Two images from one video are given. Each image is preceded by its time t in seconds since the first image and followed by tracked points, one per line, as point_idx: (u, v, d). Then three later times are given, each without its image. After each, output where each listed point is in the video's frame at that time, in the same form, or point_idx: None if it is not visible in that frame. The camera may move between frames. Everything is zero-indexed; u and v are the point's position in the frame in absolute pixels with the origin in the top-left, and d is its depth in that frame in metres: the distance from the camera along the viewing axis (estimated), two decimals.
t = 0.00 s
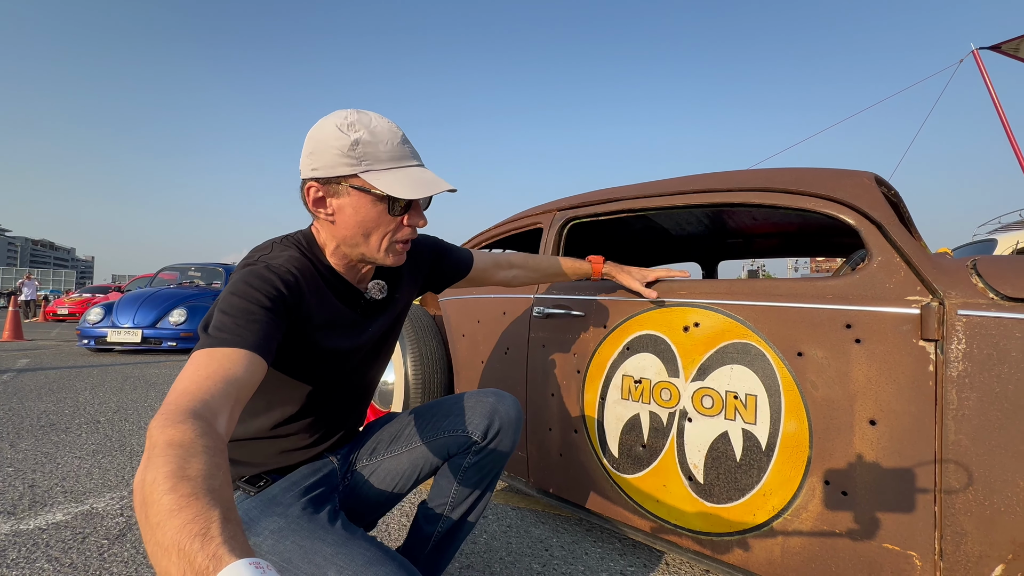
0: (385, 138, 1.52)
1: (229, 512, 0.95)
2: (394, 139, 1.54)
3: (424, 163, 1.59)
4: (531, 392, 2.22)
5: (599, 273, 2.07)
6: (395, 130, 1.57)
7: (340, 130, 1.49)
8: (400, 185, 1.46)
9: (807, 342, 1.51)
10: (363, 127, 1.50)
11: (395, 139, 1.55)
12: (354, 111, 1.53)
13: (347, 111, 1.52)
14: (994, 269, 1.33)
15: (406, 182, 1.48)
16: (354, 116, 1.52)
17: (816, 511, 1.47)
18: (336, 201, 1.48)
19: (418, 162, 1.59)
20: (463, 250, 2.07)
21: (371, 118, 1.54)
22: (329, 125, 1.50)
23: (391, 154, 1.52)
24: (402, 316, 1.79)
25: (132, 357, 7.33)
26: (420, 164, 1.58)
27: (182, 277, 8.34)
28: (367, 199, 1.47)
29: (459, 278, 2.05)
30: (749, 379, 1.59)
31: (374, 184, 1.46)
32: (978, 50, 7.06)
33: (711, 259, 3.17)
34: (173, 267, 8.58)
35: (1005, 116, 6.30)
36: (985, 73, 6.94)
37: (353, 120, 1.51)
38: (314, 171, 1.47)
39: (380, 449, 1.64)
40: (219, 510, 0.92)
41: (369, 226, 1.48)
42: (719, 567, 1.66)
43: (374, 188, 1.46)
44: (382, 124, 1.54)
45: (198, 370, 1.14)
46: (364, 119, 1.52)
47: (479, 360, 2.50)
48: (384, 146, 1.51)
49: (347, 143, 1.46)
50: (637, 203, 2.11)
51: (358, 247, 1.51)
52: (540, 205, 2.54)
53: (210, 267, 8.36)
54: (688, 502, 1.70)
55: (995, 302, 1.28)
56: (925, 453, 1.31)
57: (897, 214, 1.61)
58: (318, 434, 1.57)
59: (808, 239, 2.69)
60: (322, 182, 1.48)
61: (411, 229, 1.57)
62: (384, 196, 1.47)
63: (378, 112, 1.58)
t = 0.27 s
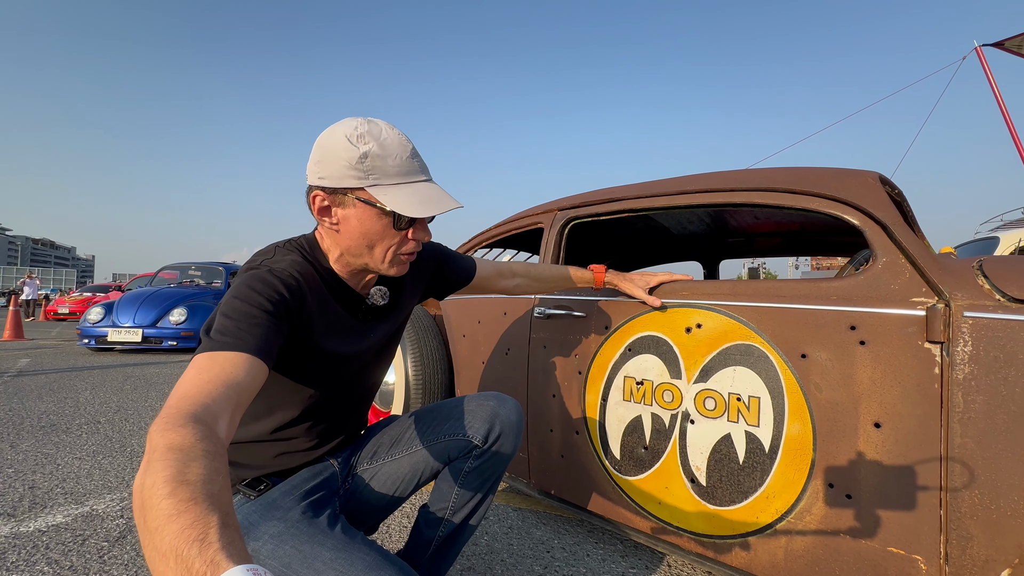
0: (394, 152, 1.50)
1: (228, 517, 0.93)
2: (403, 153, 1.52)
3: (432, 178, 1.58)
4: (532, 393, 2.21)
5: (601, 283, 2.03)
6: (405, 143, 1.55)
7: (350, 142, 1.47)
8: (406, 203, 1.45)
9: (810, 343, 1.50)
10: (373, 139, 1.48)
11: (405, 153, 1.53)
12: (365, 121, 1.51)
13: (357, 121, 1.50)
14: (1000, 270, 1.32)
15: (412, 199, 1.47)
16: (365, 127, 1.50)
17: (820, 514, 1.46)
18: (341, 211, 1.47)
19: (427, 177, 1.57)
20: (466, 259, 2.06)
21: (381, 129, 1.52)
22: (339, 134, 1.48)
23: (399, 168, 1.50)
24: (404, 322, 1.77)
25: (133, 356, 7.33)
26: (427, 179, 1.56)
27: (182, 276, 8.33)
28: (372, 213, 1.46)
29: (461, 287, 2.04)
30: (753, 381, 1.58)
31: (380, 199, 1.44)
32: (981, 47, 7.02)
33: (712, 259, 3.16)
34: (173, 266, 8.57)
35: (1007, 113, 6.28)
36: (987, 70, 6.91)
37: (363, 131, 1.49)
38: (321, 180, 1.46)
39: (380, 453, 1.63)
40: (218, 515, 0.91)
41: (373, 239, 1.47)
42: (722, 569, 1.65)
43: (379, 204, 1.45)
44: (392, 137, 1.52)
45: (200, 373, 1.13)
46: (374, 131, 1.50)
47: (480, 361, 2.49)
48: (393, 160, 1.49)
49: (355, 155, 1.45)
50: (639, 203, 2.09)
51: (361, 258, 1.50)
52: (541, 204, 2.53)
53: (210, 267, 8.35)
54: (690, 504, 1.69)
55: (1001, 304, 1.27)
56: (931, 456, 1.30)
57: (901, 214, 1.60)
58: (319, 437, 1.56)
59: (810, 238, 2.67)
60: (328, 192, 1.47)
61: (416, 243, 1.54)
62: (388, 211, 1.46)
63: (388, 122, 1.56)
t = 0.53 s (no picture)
0: (386, 152, 1.48)
1: (231, 518, 0.93)
2: (395, 152, 1.50)
3: (426, 177, 1.56)
4: (534, 391, 2.20)
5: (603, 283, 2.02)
6: (398, 142, 1.53)
7: (340, 142, 1.46)
8: (398, 203, 1.43)
9: (814, 342, 1.49)
10: (364, 140, 1.47)
11: (397, 152, 1.51)
12: (356, 121, 1.50)
13: (349, 121, 1.49)
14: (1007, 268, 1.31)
15: (404, 199, 1.45)
16: (356, 127, 1.48)
17: (823, 513, 1.45)
18: (336, 212, 1.46)
19: (421, 175, 1.56)
20: (467, 258, 2.06)
21: (373, 129, 1.50)
22: (331, 135, 1.47)
23: (392, 168, 1.48)
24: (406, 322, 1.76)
25: (133, 355, 7.32)
26: (421, 178, 1.54)
27: (182, 274, 8.33)
28: (366, 213, 1.44)
29: (463, 287, 2.03)
30: (756, 379, 1.57)
31: (371, 200, 1.43)
32: (983, 42, 6.99)
33: (713, 256, 3.15)
34: (174, 264, 8.56)
35: (1010, 110, 6.25)
36: (990, 66, 6.89)
37: (354, 131, 1.47)
38: (314, 182, 1.45)
39: (382, 452, 1.63)
40: (221, 516, 0.91)
41: (368, 239, 1.46)
42: (725, 568, 1.64)
43: (371, 205, 1.43)
44: (384, 136, 1.50)
45: (201, 375, 1.12)
46: (366, 131, 1.49)
47: (481, 359, 2.48)
48: (384, 160, 1.48)
49: (346, 156, 1.44)
50: (641, 201, 2.08)
51: (357, 258, 1.50)
52: (542, 202, 2.52)
53: (210, 265, 8.34)
54: (693, 503, 1.68)
55: (1008, 302, 1.26)
56: (936, 455, 1.29)
57: (906, 212, 1.59)
58: (321, 437, 1.56)
59: (812, 235, 2.66)
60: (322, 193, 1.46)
61: (411, 242, 1.53)
62: (381, 212, 1.44)
63: (381, 121, 1.54)
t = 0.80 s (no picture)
0: (383, 150, 1.47)
1: (233, 518, 0.93)
2: (393, 150, 1.49)
3: (425, 175, 1.55)
4: (535, 390, 2.20)
5: (604, 281, 2.01)
6: (397, 140, 1.52)
7: (338, 140, 1.45)
8: (395, 202, 1.43)
9: (817, 341, 1.49)
10: (361, 137, 1.46)
11: (395, 150, 1.50)
12: (354, 119, 1.49)
13: (347, 119, 1.48)
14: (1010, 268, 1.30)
15: (402, 197, 1.44)
16: (354, 125, 1.47)
17: (825, 511, 1.45)
18: (335, 211, 1.46)
19: (419, 173, 1.54)
20: (468, 257, 2.06)
21: (371, 127, 1.49)
22: (329, 133, 1.46)
23: (389, 166, 1.47)
24: (408, 321, 1.76)
25: (134, 353, 7.32)
26: (419, 176, 1.53)
27: (182, 272, 8.32)
28: (364, 212, 1.44)
29: (464, 285, 2.04)
30: (758, 378, 1.57)
31: (369, 199, 1.42)
32: (984, 39, 6.98)
33: (714, 254, 3.15)
34: (174, 262, 8.56)
35: (1011, 107, 6.25)
36: (991, 64, 6.87)
37: (352, 129, 1.46)
38: (313, 180, 1.45)
39: (384, 452, 1.62)
40: (223, 516, 0.91)
41: (366, 238, 1.46)
42: (727, 566, 1.65)
43: (369, 203, 1.43)
44: (382, 134, 1.49)
45: (203, 375, 1.12)
46: (364, 128, 1.47)
47: (482, 357, 2.48)
48: (382, 158, 1.46)
49: (344, 154, 1.43)
50: (642, 199, 2.08)
51: (357, 257, 1.50)
52: (543, 200, 2.51)
53: (210, 263, 8.34)
54: (695, 502, 1.68)
55: (1011, 301, 1.26)
56: (938, 454, 1.29)
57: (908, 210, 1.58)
58: (323, 436, 1.56)
59: (813, 234, 2.66)
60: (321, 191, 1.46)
61: (410, 241, 1.52)
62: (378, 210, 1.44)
63: (380, 119, 1.53)
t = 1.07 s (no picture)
0: (384, 145, 1.48)
1: (235, 520, 0.93)
2: (393, 146, 1.50)
3: (425, 171, 1.55)
4: (535, 390, 2.20)
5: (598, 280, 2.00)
6: (397, 136, 1.53)
7: (340, 136, 1.45)
8: (395, 195, 1.42)
9: (817, 342, 1.49)
10: (362, 133, 1.47)
11: (395, 146, 1.51)
12: (356, 116, 1.50)
13: (349, 117, 1.49)
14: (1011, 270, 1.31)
15: (401, 191, 1.44)
16: (355, 122, 1.49)
17: (825, 512, 1.46)
18: (335, 207, 1.46)
19: (419, 170, 1.55)
20: (467, 260, 2.06)
21: (372, 124, 1.50)
22: (330, 130, 1.47)
23: (390, 161, 1.48)
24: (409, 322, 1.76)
25: (133, 351, 7.32)
26: (420, 172, 1.53)
27: (181, 271, 8.31)
28: (363, 207, 1.44)
29: (464, 289, 2.03)
30: (759, 379, 1.58)
31: (369, 192, 1.43)
32: (984, 38, 6.97)
33: (714, 254, 3.15)
34: (173, 260, 8.56)
35: (1011, 106, 6.26)
36: (991, 63, 6.87)
37: (353, 125, 1.47)
38: (314, 176, 1.45)
39: (386, 453, 1.62)
40: (224, 518, 0.91)
41: (365, 233, 1.46)
42: (727, 566, 1.65)
43: (368, 197, 1.43)
44: (382, 130, 1.50)
45: (204, 377, 1.12)
46: (365, 125, 1.49)
47: (482, 357, 2.48)
48: (382, 153, 1.47)
49: (344, 149, 1.44)
50: (643, 200, 2.08)
51: (356, 254, 1.49)
52: (544, 200, 2.51)
53: (210, 261, 8.34)
54: (695, 502, 1.69)
55: (1011, 303, 1.26)
56: (939, 457, 1.30)
57: (909, 211, 1.59)
58: (325, 438, 1.56)
59: (813, 233, 2.66)
60: (321, 187, 1.46)
61: (409, 237, 1.53)
62: (378, 204, 1.44)
63: (381, 118, 1.55)
